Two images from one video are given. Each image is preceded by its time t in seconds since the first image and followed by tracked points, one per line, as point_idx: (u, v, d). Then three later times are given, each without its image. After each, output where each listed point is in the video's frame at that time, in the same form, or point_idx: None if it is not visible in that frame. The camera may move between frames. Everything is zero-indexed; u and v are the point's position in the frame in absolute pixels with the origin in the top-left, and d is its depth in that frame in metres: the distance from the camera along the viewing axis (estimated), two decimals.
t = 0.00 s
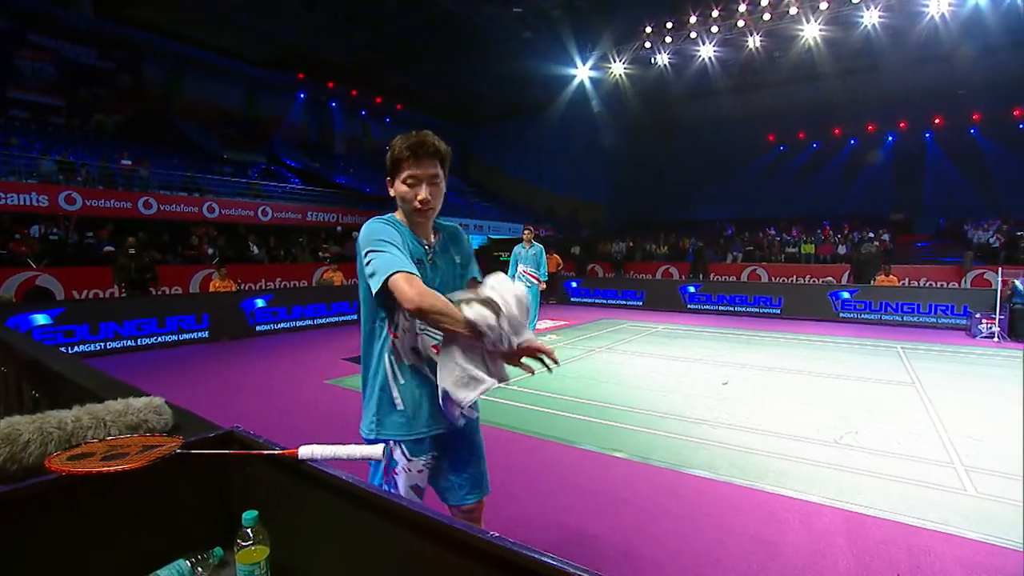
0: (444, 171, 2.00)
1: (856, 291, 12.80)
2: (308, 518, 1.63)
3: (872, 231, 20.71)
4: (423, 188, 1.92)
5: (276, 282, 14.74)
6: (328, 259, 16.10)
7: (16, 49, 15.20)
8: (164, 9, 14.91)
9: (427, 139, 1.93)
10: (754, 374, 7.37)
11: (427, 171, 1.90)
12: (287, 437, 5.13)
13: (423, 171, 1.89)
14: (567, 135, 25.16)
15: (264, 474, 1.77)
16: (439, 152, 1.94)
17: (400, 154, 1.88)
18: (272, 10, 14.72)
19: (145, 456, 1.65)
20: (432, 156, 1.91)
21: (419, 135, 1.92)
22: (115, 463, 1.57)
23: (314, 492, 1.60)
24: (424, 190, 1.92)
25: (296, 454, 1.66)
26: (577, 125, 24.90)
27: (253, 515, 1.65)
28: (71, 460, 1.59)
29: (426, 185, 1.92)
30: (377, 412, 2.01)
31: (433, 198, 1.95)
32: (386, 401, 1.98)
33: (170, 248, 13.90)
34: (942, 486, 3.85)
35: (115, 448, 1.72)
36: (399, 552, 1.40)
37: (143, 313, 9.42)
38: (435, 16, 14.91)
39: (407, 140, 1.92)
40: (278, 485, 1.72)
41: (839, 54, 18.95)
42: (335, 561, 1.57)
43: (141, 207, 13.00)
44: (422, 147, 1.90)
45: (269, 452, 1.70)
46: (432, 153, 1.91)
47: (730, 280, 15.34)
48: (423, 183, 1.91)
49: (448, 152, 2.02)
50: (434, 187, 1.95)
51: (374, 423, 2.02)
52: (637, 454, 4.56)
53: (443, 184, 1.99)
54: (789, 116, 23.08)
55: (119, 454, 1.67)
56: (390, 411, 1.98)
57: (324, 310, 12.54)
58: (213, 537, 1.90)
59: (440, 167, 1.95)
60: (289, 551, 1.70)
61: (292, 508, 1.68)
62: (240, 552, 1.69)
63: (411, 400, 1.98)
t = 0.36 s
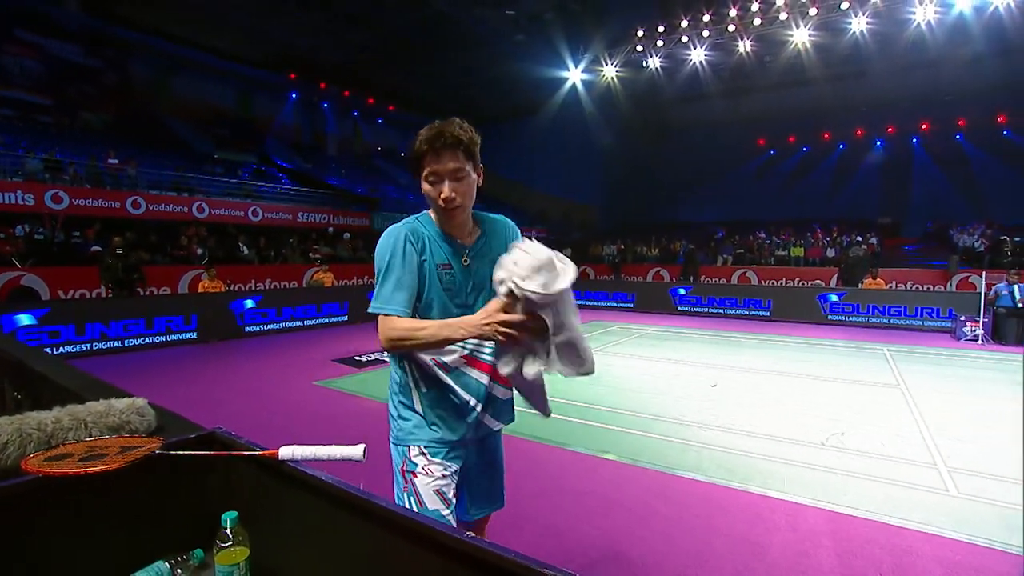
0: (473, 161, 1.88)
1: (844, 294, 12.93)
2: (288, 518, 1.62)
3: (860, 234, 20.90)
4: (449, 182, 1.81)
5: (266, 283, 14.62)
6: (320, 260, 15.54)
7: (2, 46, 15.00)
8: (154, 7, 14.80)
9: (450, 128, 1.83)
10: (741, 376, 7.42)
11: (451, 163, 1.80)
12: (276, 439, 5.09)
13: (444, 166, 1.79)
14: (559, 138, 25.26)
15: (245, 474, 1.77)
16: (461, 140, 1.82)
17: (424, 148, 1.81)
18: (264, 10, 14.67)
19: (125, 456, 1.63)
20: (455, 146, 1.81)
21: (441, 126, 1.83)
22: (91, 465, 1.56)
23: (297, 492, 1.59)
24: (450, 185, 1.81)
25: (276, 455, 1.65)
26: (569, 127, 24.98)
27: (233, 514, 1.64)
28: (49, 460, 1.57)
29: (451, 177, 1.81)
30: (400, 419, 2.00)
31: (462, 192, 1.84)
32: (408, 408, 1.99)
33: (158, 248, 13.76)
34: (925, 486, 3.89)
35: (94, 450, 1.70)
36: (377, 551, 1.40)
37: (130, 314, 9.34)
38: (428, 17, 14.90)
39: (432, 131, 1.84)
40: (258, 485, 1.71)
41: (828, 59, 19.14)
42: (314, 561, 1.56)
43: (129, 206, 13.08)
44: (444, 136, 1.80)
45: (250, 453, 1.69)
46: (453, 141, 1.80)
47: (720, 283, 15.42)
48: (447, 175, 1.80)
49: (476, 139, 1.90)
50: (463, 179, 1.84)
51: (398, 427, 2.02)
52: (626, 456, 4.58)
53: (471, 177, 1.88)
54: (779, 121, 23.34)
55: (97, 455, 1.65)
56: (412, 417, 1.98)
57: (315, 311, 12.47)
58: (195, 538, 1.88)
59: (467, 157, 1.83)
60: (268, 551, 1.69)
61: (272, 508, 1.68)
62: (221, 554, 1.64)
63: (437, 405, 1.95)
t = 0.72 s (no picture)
0: (455, 159, 1.54)
1: (833, 298, 13.05)
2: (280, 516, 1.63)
3: (849, 239, 21.13)
4: (421, 189, 1.49)
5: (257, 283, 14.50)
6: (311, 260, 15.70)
7: None
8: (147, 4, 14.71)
9: (419, 117, 1.46)
10: (730, 379, 7.47)
11: (420, 166, 1.46)
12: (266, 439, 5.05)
13: (410, 168, 1.45)
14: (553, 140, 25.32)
15: (232, 475, 1.78)
16: (436, 133, 1.46)
17: (386, 145, 1.46)
18: (259, 8, 14.63)
19: (113, 454, 1.66)
20: (428, 143, 1.45)
21: (408, 114, 1.47)
22: (80, 462, 1.61)
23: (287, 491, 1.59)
24: (420, 193, 1.49)
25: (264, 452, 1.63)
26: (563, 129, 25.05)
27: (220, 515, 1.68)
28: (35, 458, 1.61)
29: (422, 184, 1.48)
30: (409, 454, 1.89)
31: (440, 201, 1.51)
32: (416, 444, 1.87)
33: (148, 247, 13.66)
34: (908, 488, 3.92)
35: (81, 447, 1.74)
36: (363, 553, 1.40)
37: (119, 313, 9.25)
38: (423, 18, 14.90)
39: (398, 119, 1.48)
40: (247, 482, 1.71)
41: (819, 66, 19.35)
42: (303, 561, 1.57)
43: (119, 204, 12.91)
44: (410, 130, 1.43)
45: (239, 451, 1.68)
46: (424, 138, 1.45)
47: (711, 286, 15.51)
48: (417, 181, 1.47)
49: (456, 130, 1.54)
50: (441, 184, 1.50)
51: (404, 460, 1.93)
52: (617, 458, 4.59)
53: (454, 178, 1.55)
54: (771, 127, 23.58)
55: (85, 453, 1.69)
56: (420, 453, 1.87)
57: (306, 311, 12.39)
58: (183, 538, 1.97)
59: (443, 156, 1.49)
60: (257, 550, 1.71)
61: (262, 504, 1.67)
62: (209, 552, 1.76)
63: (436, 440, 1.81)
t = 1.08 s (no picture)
0: (417, 202, 1.25)
1: (833, 304, 13.05)
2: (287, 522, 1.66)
3: (849, 245, 21.17)
4: (377, 250, 1.28)
5: (258, 288, 14.52)
6: (311, 266, 15.78)
7: None
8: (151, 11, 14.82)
9: (360, 164, 1.18)
10: (730, 385, 7.46)
11: (369, 229, 1.23)
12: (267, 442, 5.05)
13: (363, 224, 1.23)
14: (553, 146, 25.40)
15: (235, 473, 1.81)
16: (384, 181, 1.18)
17: (325, 195, 1.22)
18: (261, 15, 14.74)
19: (119, 456, 1.70)
20: (373, 195, 1.19)
21: (349, 156, 1.19)
22: (88, 463, 1.66)
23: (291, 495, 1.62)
24: (377, 255, 1.29)
25: (266, 455, 1.66)
26: (564, 134, 25.14)
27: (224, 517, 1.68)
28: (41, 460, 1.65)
29: (376, 243, 1.26)
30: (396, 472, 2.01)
31: (402, 256, 1.29)
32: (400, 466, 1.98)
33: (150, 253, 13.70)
34: (907, 494, 3.90)
35: (88, 450, 1.77)
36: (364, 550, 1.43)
37: (120, 318, 9.26)
38: (425, 26, 15.00)
39: (340, 159, 1.21)
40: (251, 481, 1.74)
41: (818, 74, 19.42)
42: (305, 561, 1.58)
43: (121, 210, 12.94)
44: (349, 184, 1.18)
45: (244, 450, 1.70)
46: (368, 188, 1.18)
47: (711, 292, 15.52)
48: (368, 241, 1.26)
49: (417, 165, 1.22)
50: (400, 242, 1.27)
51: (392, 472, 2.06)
52: (616, 464, 4.58)
53: (420, 225, 1.29)
54: (770, 133, 23.70)
55: (91, 455, 1.73)
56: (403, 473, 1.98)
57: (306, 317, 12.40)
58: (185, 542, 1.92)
59: (397, 209, 1.22)
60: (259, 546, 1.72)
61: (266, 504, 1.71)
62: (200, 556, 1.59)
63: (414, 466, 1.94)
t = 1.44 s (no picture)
0: (398, 249, 1.22)
1: (839, 304, 12.97)
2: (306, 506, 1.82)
3: (856, 245, 20.99)
4: (364, 299, 1.28)
5: (264, 288, 14.59)
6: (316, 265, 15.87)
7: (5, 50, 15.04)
8: (158, 13, 14.94)
9: (327, 225, 1.15)
10: (735, 385, 7.45)
11: (350, 282, 1.22)
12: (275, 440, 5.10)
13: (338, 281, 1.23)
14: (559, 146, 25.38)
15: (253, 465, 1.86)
16: (356, 238, 1.16)
17: (298, 255, 1.21)
18: (268, 17, 14.84)
19: (131, 449, 1.66)
20: (345, 252, 1.17)
21: (317, 215, 1.17)
22: (99, 457, 1.60)
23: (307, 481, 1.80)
24: (364, 303, 1.29)
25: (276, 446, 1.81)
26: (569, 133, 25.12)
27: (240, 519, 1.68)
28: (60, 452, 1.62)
29: (359, 294, 1.26)
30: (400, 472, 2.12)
31: (391, 301, 1.30)
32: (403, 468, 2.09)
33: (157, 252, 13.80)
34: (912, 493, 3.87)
35: (99, 443, 1.73)
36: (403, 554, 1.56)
37: (128, 317, 9.33)
38: (430, 26, 15.04)
39: (307, 216, 1.19)
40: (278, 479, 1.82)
41: (825, 72, 19.27)
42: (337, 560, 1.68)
43: (129, 210, 13.01)
44: (318, 245, 1.16)
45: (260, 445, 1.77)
46: (340, 250, 1.16)
47: (717, 292, 15.47)
48: (352, 292, 1.26)
49: (390, 215, 1.18)
50: (383, 290, 1.26)
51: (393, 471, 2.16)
52: (621, 463, 4.58)
53: (404, 269, 1.26)
54: (777, 133, 23.59)
55: (103, 448, 1.69)
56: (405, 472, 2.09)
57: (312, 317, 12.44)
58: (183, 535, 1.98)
59: (376, 262, 1.20)
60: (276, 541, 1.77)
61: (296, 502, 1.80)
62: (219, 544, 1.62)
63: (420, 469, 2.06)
